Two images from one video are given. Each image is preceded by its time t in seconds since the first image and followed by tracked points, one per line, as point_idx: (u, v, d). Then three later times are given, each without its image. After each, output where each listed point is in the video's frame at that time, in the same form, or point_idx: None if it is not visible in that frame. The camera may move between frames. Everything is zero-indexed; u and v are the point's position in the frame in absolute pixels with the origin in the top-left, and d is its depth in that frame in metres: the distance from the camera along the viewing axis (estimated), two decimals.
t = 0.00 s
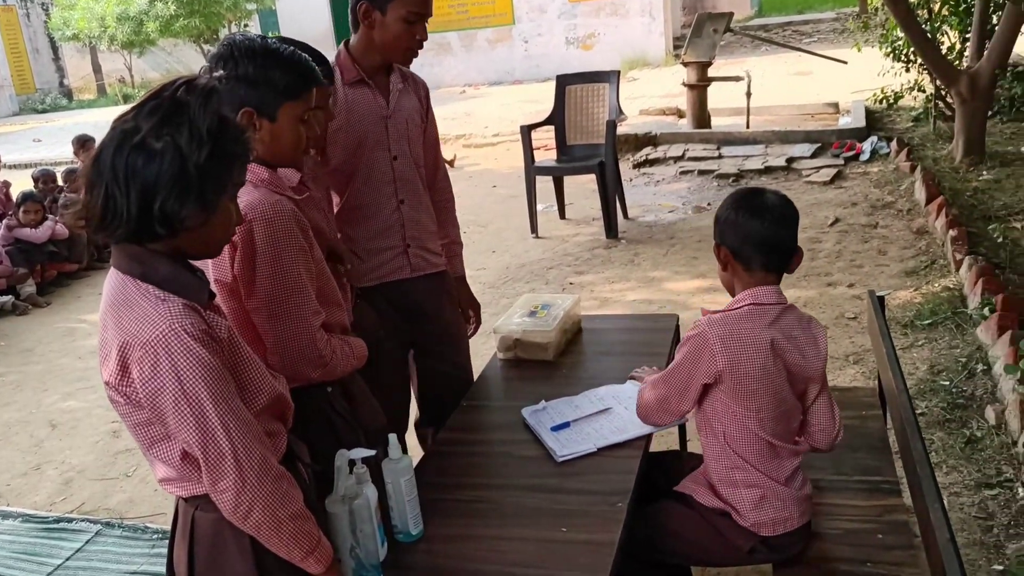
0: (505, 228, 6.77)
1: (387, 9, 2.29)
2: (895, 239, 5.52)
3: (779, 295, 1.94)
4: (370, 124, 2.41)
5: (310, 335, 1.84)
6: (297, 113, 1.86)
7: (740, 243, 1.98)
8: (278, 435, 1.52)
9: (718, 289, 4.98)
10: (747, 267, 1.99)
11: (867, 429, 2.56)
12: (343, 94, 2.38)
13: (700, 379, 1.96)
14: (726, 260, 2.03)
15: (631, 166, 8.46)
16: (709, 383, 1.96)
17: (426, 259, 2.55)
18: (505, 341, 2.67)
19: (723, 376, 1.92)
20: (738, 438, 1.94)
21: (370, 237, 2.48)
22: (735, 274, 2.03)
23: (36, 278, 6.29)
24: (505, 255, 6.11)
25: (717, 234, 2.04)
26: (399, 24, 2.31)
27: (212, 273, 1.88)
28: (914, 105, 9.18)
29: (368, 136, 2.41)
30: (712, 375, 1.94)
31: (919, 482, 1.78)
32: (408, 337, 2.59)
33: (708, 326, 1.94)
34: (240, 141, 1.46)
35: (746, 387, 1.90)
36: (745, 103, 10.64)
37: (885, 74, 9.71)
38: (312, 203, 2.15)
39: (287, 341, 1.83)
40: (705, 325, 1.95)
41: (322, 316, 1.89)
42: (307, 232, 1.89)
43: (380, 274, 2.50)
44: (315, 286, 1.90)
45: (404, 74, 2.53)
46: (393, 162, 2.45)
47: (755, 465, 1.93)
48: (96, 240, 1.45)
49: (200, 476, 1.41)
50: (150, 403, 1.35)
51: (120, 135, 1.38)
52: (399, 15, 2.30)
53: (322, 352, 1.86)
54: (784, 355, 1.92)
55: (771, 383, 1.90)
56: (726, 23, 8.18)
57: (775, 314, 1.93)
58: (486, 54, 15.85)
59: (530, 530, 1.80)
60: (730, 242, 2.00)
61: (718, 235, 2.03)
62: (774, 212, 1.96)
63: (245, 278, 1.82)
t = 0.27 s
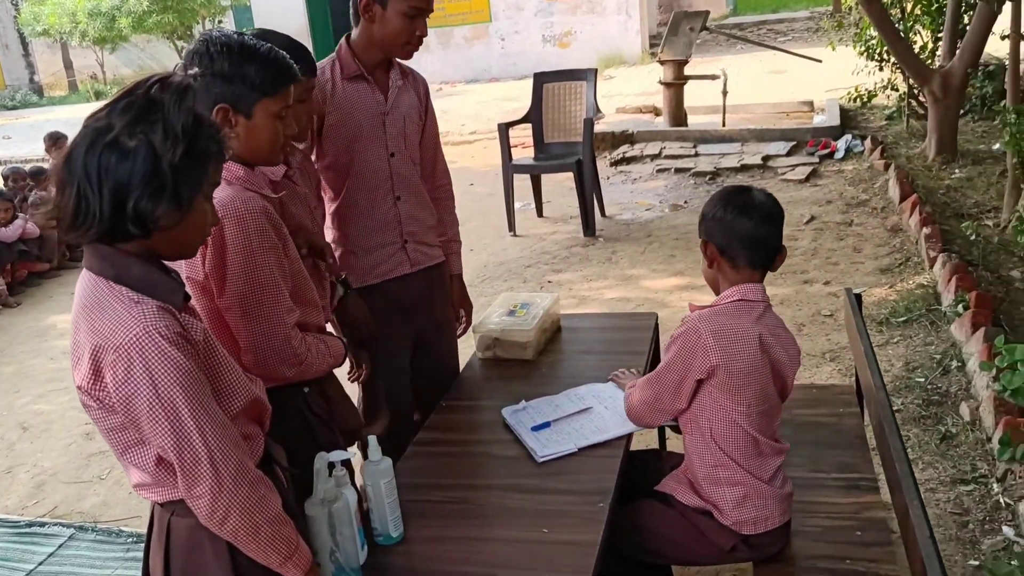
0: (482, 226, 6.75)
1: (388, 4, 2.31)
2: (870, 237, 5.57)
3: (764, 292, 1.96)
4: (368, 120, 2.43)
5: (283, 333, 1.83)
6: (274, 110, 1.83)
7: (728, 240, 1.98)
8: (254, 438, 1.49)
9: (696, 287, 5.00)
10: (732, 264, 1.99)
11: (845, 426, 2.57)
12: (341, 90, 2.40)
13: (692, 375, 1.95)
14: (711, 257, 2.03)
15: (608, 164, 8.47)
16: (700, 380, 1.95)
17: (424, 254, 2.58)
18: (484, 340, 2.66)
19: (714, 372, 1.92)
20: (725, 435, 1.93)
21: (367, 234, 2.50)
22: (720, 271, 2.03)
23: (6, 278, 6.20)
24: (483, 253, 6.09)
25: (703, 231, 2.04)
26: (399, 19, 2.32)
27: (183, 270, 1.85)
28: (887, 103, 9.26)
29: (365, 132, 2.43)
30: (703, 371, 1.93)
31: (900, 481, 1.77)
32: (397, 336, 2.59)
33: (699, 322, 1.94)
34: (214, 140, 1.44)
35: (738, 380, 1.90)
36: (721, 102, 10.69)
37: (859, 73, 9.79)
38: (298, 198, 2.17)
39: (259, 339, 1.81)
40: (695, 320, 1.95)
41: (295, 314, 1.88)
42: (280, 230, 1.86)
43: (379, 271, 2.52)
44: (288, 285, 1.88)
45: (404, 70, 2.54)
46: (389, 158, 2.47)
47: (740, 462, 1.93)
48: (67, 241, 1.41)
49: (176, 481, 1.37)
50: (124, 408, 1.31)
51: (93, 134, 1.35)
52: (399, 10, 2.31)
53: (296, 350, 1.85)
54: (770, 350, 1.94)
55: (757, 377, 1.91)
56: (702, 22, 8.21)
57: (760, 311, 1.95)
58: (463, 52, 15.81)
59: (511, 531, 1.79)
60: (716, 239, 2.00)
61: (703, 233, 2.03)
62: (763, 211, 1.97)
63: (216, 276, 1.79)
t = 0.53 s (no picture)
0: (468, 226, 6.73)
1: (387, 6, 2.36)
2: (854, 238, 5.59)
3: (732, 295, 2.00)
4: (365, 122, 2.46)
5: (277, 334, 1.81)
6: (265, 111, 1.81)
7: (701, 246, 1.98)
8: (248, 444, 1.47)
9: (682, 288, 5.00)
10: (704, 270, 1.99)
11: (835, 427, 2.57)
12: (340, 90, 2.43)
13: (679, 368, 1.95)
14: (682, 261, 2.03)
15: (593, 164, 8.47)
16: (688, 373, 1.95)
17: (419, 255, 2.64)
18: (475, 342, 2.64)
19: (702, 363, 1.92)
20: (714, 429, 1.93)
21: (364, 235, 2.55)
22: (690, 276, 2.03)
23: None
24: (469, 253, 6.07)
25: (674, 233, 2.03)
26: (399, 21, 2.37)
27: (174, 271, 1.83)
28: (870, 105, 9.32)
29: (363, 134, 2.47)
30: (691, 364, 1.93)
31: (895, 482, 1.76)
32: (394, 333, 2.64)
33: (684, 314, 1.96)
34: (208, 142, 1.42)
35: (725, 371, 1.91)
36: (704, 102, 10.72)
37: (842, 74, 9.84)
38: (293, 200, 2.16)
39: (252, 341, 1.79)
40: (680, 314, 1.96)
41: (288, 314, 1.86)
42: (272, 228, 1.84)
43: (376, 272, 2.57)
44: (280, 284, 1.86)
45: (402, 73, 2.58)
46: (387, 160, 2.52)
47: (730, 460, 1.92)
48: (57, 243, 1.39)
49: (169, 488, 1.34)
50: (116, 413, 1.28)
51: (85, 135, 1.33)
52: (398, 12, 2.36)
53: (289, 351, 1.83)
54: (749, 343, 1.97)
55: (740, 369, 1.94)
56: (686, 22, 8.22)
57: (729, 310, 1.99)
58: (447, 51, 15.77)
59: (504, 535, 1.77)
60: (689, 243, 1.99)
61: (675, 236, 2.03)
62: (737, 220, 1.99)
63: (207, 276, 1.77)
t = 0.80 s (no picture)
0: (454, 235, 6.71)
1: (382, 14, 2.36)
2: (840, 248, 5.62)
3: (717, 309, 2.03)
4: (360, 131, 2.48)
5: (274, 344, 1.78)
6: (264, 118, 1.80)
7: (694, 261, 1.98)
8: (247, 458, 1.43)
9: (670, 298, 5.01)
10: (695, 286, 2.01)
11: (829, 438, 2.58)
12: (335, 100, 2.44)
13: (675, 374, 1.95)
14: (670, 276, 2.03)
15: (578, 174, 8.48)
16: (683, 379, 1.95)
17: (413, 265, 2.66)
18: (468, 353, 2.63)
19: (697, 367, 1.93)
20: (710, 436, 1.92)
21: (358, 245, 2.56)
22: (675, 289, 2.04)
23: None
24: (456, 263, 6.05)
25: (663, 246, 2.02)
26: (393, 30, 2.38)
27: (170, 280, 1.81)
28: (852, 116, 9.40)
29: (357, 144, 2.48)
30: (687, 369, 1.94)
31: (895, 491, 1.76)
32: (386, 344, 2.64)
33: (678, 320, 1.96)
34: (208, 151, 1.40)
35: (720, 374, 1.92)
36: (688, 113, 10.78)
37: (824, 85, 9.92)
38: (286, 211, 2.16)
39: (247, 351, 1.76)
40: (673, 321, 1.97)
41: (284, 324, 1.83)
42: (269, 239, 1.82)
43: (370, 283, 2.58)
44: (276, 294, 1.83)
45: (395, 82, 2.60)
46: (381, 170, 2.53)
47: (727, 467, 1.91)
48: (54, 252, 1.36)
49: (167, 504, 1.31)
50: (114, 428, 1.25)
51: (84, 143, 1.30)
52: (394, 20, 2.36)
53: (285, 361, 1.80)
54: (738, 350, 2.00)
55: (733, 375, 1.96)
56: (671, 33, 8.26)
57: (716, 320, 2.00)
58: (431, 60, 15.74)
59: (503, 548, 1.75)
60: (681, 259, 1.99)
61: (665, 250, 2.02)
62: (727, 238, 2.01)
63: (203, 285, 1.75)
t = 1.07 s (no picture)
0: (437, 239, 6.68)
1: (372, 13, 2.34)
2: (823, 251, 5.65)
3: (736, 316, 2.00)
4: (352, 133, 2.45)
5: (283, 345, 1.80)
6: (265, 117, 1.80)
7: (723, 270, 1.94)
8: (249, 466, 1.40)
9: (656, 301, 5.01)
10: (723, 294, 1.97)
11: (823, 441, 2.58)
12: (326, 101, 2.41)
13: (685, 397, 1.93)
14: (695, 286, 1.97)
15: (561, 177, 8.47)
16: (694, 402, 1.92)
17: (405, 268, 2.64)
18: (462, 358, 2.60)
19: (709, 391, 1.90)
20: (716, 455, 1.91)
21: (351, 249, 2.53)
22: (700, 299, 1.98)
23: None
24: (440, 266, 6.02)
25: (690, 255, 1.95)
26: (384, 29, 2.35)
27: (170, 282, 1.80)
28: (831, 120, 9.47)
29: (349, 146, 2.45)
30: (698, 394, 1.91)
31: (896, 496, 1.76)
32: (378, 349, 2.62)
33: (690, 342, 1.92)
34: (210, 151, 1.35)
35: (732, 399, 1.89)
36: (669, 116, 10.82)
37: (804, 89, 9.99)
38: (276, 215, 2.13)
39: (257, 354, 1.77)
40: (686, 341, 1.93)
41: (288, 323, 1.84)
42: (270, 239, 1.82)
43: (363, 288, 2.56)
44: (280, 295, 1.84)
45: (387, 82, 2.58)
46: (374, 173, 2.51)
47: (732, 482, 1.91)
48: (52, 255, 1.32)
49: (169, 513, 1.28)
50: (115, 435, 1.21)
51: (82, 143, 1.26)
52: (384, 20, 2.34)
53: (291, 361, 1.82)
54: (751, 364, 1.95)
55: (744, 395, 1.92)
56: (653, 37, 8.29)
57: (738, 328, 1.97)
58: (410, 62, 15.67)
59: (506, 555, 1.73)
60: (711, 268, 1.94)
61: (692, 260, 1.95)
62: (752, 243, 1.98)
63: (206, 286, 1.74)
